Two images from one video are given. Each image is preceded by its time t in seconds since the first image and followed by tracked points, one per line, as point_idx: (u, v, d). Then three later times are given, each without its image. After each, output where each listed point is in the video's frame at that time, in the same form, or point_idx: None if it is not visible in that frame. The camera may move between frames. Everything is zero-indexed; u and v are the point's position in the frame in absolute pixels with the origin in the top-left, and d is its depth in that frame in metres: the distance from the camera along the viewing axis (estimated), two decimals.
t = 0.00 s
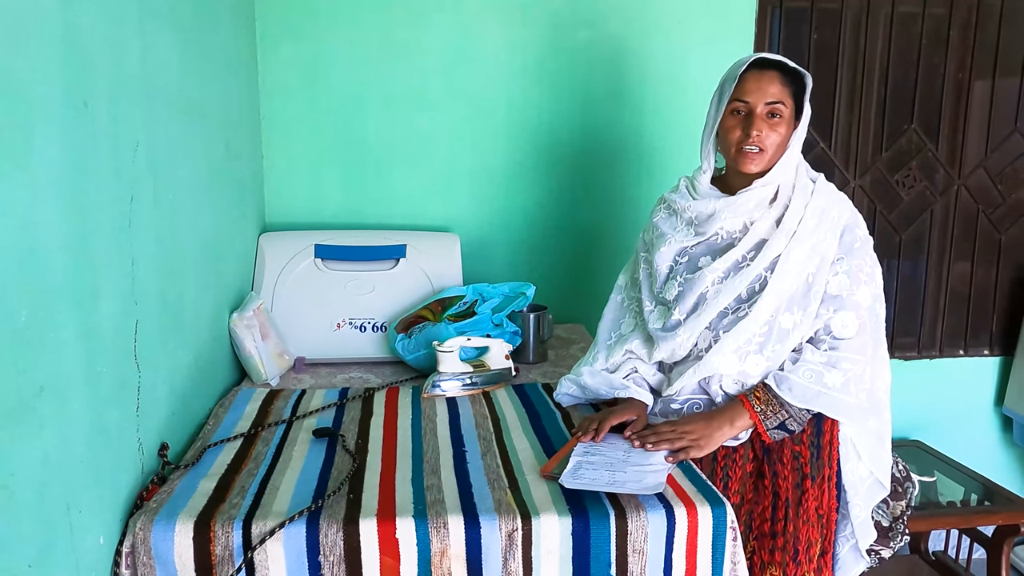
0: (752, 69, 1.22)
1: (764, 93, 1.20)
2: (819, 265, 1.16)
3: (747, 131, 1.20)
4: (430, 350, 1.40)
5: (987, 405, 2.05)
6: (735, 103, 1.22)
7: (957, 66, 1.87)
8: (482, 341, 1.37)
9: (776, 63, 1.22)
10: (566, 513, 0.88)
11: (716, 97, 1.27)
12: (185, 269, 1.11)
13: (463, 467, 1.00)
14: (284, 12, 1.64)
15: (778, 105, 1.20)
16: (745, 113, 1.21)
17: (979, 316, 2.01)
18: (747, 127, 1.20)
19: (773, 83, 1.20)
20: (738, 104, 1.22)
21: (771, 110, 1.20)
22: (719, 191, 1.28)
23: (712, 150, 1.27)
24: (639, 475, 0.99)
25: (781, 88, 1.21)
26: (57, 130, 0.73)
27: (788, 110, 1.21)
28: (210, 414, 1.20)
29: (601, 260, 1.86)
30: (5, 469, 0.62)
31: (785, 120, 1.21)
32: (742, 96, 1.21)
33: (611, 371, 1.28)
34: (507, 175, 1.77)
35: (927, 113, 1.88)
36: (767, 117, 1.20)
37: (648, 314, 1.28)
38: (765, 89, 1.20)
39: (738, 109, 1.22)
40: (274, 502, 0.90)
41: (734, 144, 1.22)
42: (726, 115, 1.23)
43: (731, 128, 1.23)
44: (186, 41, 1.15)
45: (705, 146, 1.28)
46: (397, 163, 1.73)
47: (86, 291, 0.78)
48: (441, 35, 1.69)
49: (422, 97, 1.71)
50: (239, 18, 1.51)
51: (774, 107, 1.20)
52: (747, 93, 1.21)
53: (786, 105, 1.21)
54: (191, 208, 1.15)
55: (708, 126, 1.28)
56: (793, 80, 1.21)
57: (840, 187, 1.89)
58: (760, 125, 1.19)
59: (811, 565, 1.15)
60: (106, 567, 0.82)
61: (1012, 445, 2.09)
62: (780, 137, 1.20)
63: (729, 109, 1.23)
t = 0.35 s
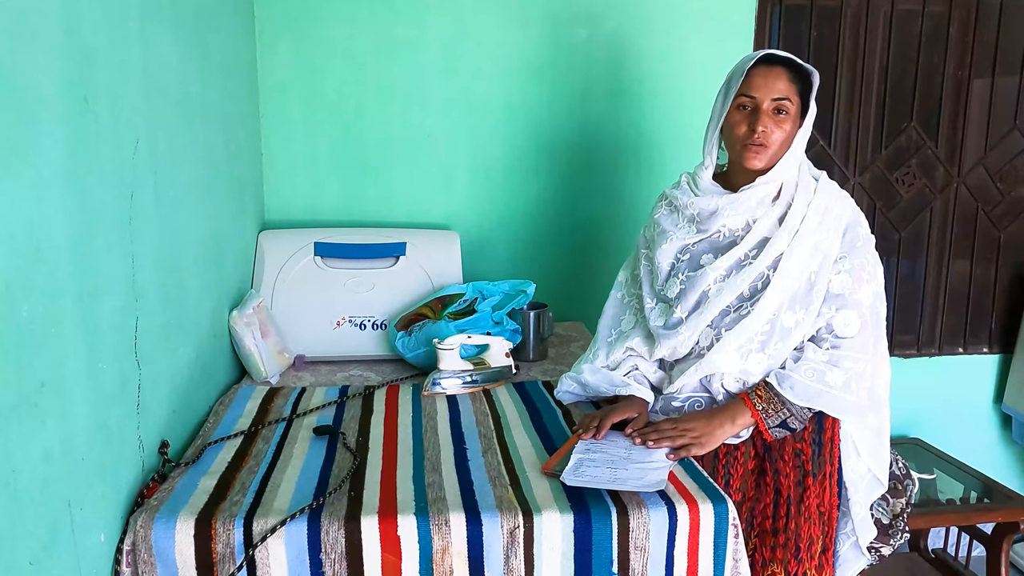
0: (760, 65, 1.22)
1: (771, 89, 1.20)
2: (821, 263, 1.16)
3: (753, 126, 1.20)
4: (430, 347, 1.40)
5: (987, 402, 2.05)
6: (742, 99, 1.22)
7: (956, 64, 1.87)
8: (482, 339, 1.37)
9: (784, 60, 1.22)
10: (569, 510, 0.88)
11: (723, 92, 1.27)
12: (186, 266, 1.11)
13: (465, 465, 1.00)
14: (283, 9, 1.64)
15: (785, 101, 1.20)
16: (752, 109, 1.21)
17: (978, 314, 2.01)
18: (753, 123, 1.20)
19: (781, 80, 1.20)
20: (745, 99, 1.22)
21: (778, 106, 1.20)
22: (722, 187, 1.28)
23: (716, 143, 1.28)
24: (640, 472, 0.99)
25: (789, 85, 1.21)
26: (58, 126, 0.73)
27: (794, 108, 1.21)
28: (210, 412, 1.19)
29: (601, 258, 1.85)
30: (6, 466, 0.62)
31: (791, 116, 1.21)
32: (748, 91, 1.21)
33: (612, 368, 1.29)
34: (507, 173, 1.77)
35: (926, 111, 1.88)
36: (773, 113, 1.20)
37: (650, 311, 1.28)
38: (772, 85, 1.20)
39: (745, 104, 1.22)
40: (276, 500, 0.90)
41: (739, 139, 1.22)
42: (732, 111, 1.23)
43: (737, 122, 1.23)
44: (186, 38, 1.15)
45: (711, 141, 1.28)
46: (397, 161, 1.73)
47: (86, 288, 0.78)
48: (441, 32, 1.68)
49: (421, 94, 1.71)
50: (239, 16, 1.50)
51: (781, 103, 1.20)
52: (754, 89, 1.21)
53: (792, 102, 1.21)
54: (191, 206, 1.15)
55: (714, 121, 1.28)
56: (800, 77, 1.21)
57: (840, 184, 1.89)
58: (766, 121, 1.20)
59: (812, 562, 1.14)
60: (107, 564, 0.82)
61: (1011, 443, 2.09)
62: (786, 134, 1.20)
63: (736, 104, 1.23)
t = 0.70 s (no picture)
0: (763, 65, 1.21)
1: (773, 89, 1.19)
2: (825, 263, 1.16)
3: (754, 127, 1.20)
4: (432, 348, 1.39)
5: (987, 402, 2.05)
6: (744, 99, 1.21)
7: (957, 63, 1.86)
8: (484, 339, 1.37)
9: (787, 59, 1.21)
10: (572, 512, 0.88)
11: (726, 91, 1.26)
12: (186, 266, 1.10)
13: (467, 466, 1.00)
14: (283, 8, 1.63)
15: (787, 101, 1.19)
16: (754, 109, 1.21)
17: (979, 313, 2.01)
18: (755, 123, 1.20)
19: (784, 80, 1.19)
20: (747, 99, 1.21)
21: (780, 107, 1.19)
22: (725, 187, 1.27)
23: (718, 144, 1.27)
24: (644, 473, 0.98)
25: (792, 85, 1.20)
26: (58, 126, 0.72)
27: (798, 108, 1.20)
28: (210, 413, 1.19)
29: (602, 258, 1.85)
30: (7, 468, 0.61)
31: (794, 117, 1.20)
32: (752, 91, 1.21)
33: (614, 369, 1.28)
34: (508, 172, 1.76)
35: (927, 110, 1.88)
36: (775, 114, 1.20)
37: (652, 311, 1.28)
38: (775, 86, 1.19)
39: (748, 105, 1.21)
40: (278, 501, 0.89)
41: (741, 140, 1.22)
42: (735, 111, 1.23)
43: (739, 123, 1.22)
44: (186, 36, 1.14)
45: (713, 141, 1.28)
46: (397, 160, 1.72)
47: (87, 288, 0.77)
48: (441, 31, 1.68)
49: (422, 94, 1.70)
50: (239, 15, 1.50)
51: (783, 103, 1.19)
52: (757, 89, 1.20)
53: (795, 102, 1.20)
54: (191, 205, 1.14)
55: (717, 120, 1.27)
56: (803, 77, 1.20)
57: (841, 183, 1.88)
58: (769, 121, 1.19)
59: (816, 563, 1.14)
60: (109, 567, 0.81)
61: (1012, 442, 2.09)
62: (788, 134, 1.20)
63: (739, 104, 1.22)
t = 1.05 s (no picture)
0: (750, 64, 1.20)
1: (759, 87, 1.18)
2: (827, 260, 1.15)
3: (742, 126, 1.19)
4: (432, 347, 1.39)
5: (988, 401, 2.05)
6: (733, 99, 1.21)
7: (958, 62, 1.86)
8: (484, 338, 1.36)
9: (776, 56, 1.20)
10: (574, 512, 0.87)
11: (720, 92, 1.27)
12: (185, 265, 1.10)
13: (468, 466, 0.99)
14: (282, 6, 1.63)
15: (775, 98, 1.18)
16: (741, 108, 1.20)
17: (979, 312, 2.01)
18: (742, 122, 1.19)
19: (770, 77, 1.18)
20: (735, 99, 1.21)
21: (767, 104, 1.18)
22: (726, 186, 1.26)
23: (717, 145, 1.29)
24: (646, 473, 0.98)
25: (779, 81, 1.18)
26: (56, 124, 0.72)
27: (787, 103, 1.18)
28: (210, 412, 1.18)
29: (602, 257, 1.84)
30: (6, 469, 0.61)
31: (783, 113, 1.18)
32: (739, 91, 1.20)
33: (615, 367, 1.28)
34: (508, 171, 1.76)
35: (928, 109, 1.88)
36: (763, 111, 1.18)
37: (653, 308, 1.28)
38: (761, 84, 1.18)
39: (736, 104, 1.21)
40: (277, 501, 0.89)
41: (732, 139, 1.21)
42: (726, 111, 1.23)
43: (729, 123, 1.22)
44: (185, 34, 1.13)
45: (712, 142, 1.29)
46: (397, 159, 1.72)
47: (86, 288, 0.77)
48: (441, 29, 1.67)
49: (422, 92, 1.70)
50: (238, 13, 1.49)
51: (771, 100, 1.18)
52: (743, 88, 1.19)
53: (783, 98, 1.18)
54: (191, 204, 1.13)
55: (714, 120, 1.28)
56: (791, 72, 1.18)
57: (842, 182, 1.88)
58: (755, 120, 1.18)
59: (817, 563, 1.14)
60: (108, 568, 0.81)
61: (1012, 441, 2.09)
62: (779, 131, 1.18)
63: (728, 104, 1.22)
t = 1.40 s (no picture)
0: (744, 61, 1.20)
1: (754, 84, 1.17)
2: (826, 258, 1.15)
3: (737, 123, 1.19)
4: (430, 346, 1.38)
5: (988, 400, 2.05)
6: (728, 97, 1.21)
7: (958, 61, 1.86)
8: (483, 337, 1.35)
9: (771, 52, 1.19)
10: (573, 511, 0.87)
11: (716, 91, 1.27)
12: (183, 263, 1.09)
13: (467, 465, 0.99)
14: (281, 4, 1.62)
15: (770, 95, 1.17)
16: (737, 106, 1.19)
17: (979, 312, 2.01)
18: (738, 120, 1.19)
19: (764, 74, 1.17)
20: (731, 96, 1.20)
21: (762, 101, 1.17)
22: (725, 184, 1.26)
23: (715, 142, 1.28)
24: (648, 473, 0.97)
25: (774, 78, 1.17)
26: (54, 120, 0.71)
27: (782, 99, 1.17)
28: (208, 411, 1.18)
29: (601, 256, 1.84)
30: (3, 468, 0.60)
31: (778, 109, 1.17)
32: (733, 88, 1.20)
33: (614, 367, 1.27)
34: (507, 170, 1.75)
35: (928, 108, 1.87)
36: (758, 108, 1.18)
37: (653, 307, 1.27)
38: (755, 80, 1.17)
39: (731, 101, 1.20)
40: (276, 500, 0.88)
41: (728, 136, 1.21)
42: (722, 108, 1.22)
43: (725, 121, 1.21)
44: (183, 31, 1.13)
45: (709, 141, 1.28)
46: (396, 157, 1.71)
47: (83, 285, 0.76)
48: (441, 27, 1.67)
49: (421, 91, 1.69)
50: (237, 11, 1.48)
51: (766, 97, 1.17)
52: (738, 85, 1.19)
53: (778, 94, 1.17)
54: (189, 202, 1.13)
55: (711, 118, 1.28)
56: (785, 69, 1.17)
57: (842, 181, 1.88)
58: (750, 117, 1.17)
59: (817, 562, 1.13)
60: (104, 567, 0.80)
61: (1012, 441, 2.09)
62: (774, 127, 1.18)
63: (724, 102, 1.22)
